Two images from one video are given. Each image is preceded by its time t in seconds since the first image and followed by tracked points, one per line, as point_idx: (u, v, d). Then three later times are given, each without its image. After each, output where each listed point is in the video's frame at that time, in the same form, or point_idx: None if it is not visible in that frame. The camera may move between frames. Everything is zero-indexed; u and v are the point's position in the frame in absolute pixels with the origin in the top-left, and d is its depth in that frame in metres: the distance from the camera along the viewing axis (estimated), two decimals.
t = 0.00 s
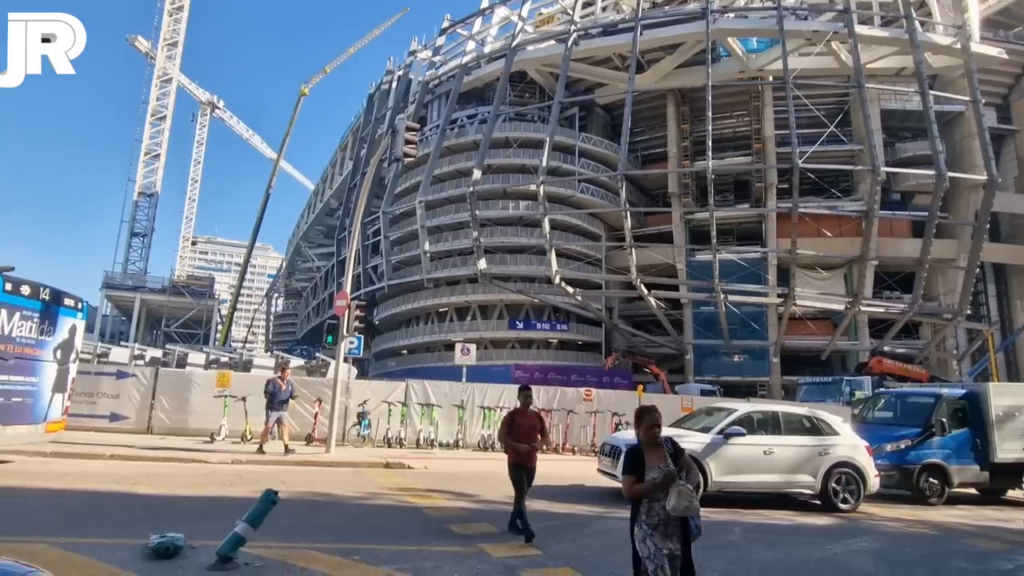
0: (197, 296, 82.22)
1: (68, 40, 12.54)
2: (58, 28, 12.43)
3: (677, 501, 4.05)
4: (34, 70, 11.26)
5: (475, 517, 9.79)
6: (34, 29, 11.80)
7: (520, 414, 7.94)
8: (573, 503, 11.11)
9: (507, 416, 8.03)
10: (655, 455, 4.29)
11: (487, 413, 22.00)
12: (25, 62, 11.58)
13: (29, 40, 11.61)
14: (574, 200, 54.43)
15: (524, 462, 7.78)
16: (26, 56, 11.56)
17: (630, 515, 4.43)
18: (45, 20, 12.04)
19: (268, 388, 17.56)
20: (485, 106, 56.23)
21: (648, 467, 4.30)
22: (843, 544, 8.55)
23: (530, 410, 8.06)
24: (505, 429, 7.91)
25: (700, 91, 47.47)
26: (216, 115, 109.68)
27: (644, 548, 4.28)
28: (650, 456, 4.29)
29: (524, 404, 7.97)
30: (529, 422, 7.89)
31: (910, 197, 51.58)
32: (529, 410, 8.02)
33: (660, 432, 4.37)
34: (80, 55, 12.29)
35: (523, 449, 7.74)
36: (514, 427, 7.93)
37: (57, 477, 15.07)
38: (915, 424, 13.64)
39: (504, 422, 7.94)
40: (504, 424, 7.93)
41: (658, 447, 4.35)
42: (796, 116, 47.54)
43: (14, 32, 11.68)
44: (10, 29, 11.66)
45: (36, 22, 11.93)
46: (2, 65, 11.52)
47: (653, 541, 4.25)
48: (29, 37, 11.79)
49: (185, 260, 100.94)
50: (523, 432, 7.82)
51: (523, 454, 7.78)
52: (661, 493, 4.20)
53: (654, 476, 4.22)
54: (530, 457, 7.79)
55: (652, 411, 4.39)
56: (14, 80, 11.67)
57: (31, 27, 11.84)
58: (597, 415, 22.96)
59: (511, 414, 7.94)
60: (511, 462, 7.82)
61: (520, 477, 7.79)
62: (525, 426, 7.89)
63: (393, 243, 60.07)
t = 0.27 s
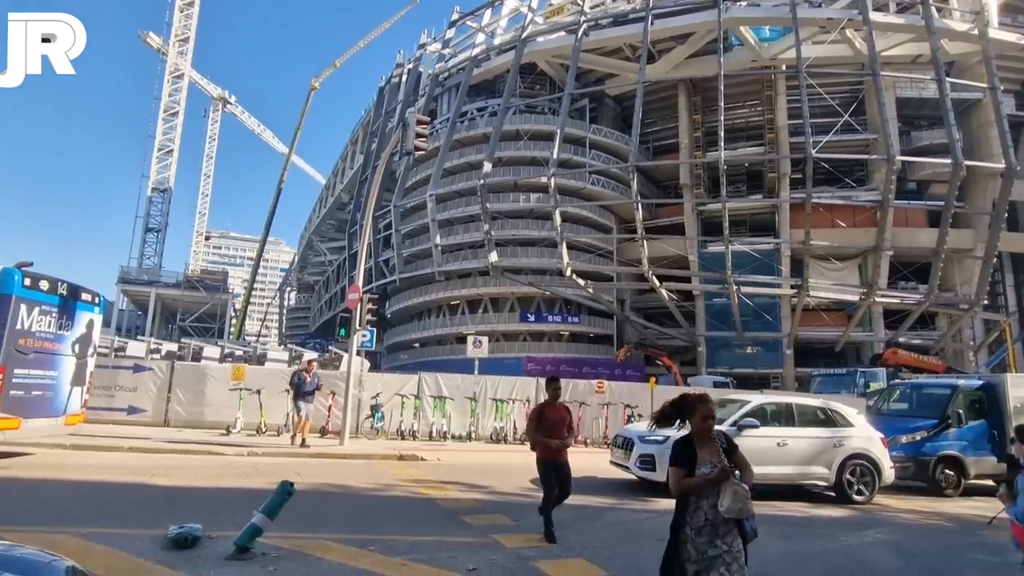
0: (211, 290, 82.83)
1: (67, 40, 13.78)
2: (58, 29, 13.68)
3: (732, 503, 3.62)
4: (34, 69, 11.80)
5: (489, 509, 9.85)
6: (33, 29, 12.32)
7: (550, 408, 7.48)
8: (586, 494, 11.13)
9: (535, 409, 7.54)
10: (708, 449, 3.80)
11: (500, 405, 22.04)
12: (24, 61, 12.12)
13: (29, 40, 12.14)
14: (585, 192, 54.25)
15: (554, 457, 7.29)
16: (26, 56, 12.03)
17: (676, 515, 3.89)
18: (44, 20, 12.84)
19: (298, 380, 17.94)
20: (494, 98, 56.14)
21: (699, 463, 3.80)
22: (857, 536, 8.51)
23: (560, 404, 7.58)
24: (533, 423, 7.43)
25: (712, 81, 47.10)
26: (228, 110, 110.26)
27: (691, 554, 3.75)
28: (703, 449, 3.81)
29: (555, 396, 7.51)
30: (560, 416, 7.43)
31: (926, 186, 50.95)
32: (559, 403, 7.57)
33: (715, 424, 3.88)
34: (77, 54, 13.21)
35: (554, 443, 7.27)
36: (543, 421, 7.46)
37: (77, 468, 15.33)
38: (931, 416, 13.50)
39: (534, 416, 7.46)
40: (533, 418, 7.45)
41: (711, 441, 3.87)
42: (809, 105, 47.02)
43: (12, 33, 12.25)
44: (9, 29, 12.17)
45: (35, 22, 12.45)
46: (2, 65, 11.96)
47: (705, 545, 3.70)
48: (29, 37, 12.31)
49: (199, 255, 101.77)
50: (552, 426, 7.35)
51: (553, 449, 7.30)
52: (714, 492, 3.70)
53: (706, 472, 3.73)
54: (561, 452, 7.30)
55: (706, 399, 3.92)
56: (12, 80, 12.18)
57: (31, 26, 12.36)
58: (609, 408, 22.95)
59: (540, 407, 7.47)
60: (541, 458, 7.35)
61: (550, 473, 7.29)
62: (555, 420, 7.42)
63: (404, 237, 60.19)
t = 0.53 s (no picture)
0: (226, 286, 83.45)
1: (69, 40, 12.66)
2: (59, 29, 12.64)
3: (800, 522, 3.38)
4: (33, 69, 11.50)
5: (503, 502, 9.90)
6: (33, 29, 11.96)
7: (585, 405, 7.34)
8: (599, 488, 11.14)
9: (569, 407, 7.37)
10: (773, 461, 3.64)
11: (513, 399, 22.06)
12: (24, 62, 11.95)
13: (28, 40, 11.81)
14: (597, 186, 54.08)
15: (589, 456, 7.16)
16: (26, 57, 11.77)
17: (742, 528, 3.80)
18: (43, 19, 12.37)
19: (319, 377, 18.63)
20: (506, 93, 55.97)
21: (763, 475, 3.64)
22: (871, 531, 8.47)
23: (593, 402, 7.41)
24: (567, 420, 7.27)
25: (725, 73, 46.68)
26: (241, 107, 110.86)
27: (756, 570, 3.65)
28: (767, 462, 3.64)
29: (589, 393, 7.37)
30: (594, 413, 7.29)
31: (944, 177, 50.25)
32: (593, 401, 7.43)
33: (780, 433, 3.68)
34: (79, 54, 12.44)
35: (590, 442, 7.14)
36: (576, 419, 7.30)
37: (97, 462, 15.57)
38: (949, 410, 13.34)
39: (567, 413, 7.31)
40: (567, 415, 7.29)
41: (776, 450, 3.69)
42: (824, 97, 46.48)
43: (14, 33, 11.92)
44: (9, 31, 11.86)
45: (36, 22, 12.17)
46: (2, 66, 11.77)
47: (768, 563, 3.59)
48: (30, 37, 12.00)
49: (214, 251, 102.63)
50: (587, 424, 7.22)
51: (588, 447, 7.17)
52: (780, 506, 3.55)
53: (771, 487, 3.57)
54: (596, 450, 7.18)
55: (770, 406, 3.71)
56: (14, 81, 11.91)
57: (31, 26, 12.03)
58: (622, 402, 22.93)
59: (575, 405, 7.32)
60: (572, 457, 7.20)
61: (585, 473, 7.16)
62: (589, 419, 7.27)
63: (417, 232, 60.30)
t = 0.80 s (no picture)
0: (240, 286, 84.06)
1: (68, 40, 12.94)
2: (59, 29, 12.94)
3: (882, 545, 2.90)
4: (33, 69, 11.80)
5: (517, 500, 9.90)
6: (33, 29, 12.24)
7: (620, 403, 6.98)
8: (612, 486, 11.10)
9: (601, 405, 7.01)
10: (843, 478, 3.14)
11: (525, 397, 22.05)
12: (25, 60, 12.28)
13: (29, 41, 12.10)
14: (609, 183, 53.92)
15: (624, 456, 6.74)
16: (26, 57, 12.08)
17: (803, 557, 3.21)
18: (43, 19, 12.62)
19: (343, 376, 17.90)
20: (517, 90, 55.97)
21: (833, 494, 3.11)
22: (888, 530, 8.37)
23: (630, 400, 7.08)
24: (600, 418, 6.91)
25: (738, 68, 46.33)
26: (254, 108, 111.57)
27: None
28: (834, 478, 3.14)
29: (626, 391, 7.02)
30: (630, 411, 6.92)
31: (962, 172, 49.59)
32: (630, 399, 7.06)
33: (846, 444, 3.22)
34: (78, 52, 12.71)
35: (625, 441, 6.73)
36: (612, 417, 6.93)
37: (116, 459, 15.78)
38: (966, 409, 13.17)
39: (601, 411, 6.96)
40: (601, 413, 6.94)
41: (845, 464, 3.21)
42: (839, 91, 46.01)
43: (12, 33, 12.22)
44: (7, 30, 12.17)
45: (36, 22, 12.41)
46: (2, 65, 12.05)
47: None
48: (29, 36, 12.27)
49: (228, 251, 103.45)
50: (624, 422, 6.86)
51: (622, 447, 6.76)
52: (855, 532, 3.00)
53: (841, 508, 3.06)
54: (632, 451, 6.77)
55: (835, 413, 3.25)
56: (13, 79, 12.22)
57: (31, 26, 12.30)
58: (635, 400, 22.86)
59: (609, 402, 6.97)
60: (610, 457, 6.77)
61: (619, 475, 6.73)
62: (625, 418, 6.90)
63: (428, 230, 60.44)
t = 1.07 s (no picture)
0: (255, 286, 84.71)
1: (68, 40, 13.18)
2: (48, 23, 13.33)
3: None
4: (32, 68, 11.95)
5: (530, 501, 9.87)
6: (32, 29, 12.39)
7: (654, 412, 6.36)
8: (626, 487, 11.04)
9: (635, 416, 6.35)
10: (936, 493, 2.57)
11: (538, 398, 22.02)
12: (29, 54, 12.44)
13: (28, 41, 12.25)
14: (621, 182, 53.75)
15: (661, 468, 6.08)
16: (26, 56, 12.24)
17: None
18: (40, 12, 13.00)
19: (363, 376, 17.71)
20: (529, 90, 55.94)
21: (926, 515, 2.54)
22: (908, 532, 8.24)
23: (664, 410, 6.45)
24: (634, 428, 6.28)
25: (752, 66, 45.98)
26: (268, 110, 112.38)
27: None
28: (927, 495, 2.56)
29: (659, 400, 6.41)
30: (665, 420, 6.29)
31: (981, 168, 48.86)
32: (664, 409, 6.44)
33: (936, 452, 2.67)
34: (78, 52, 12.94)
35: (662, 451, 6.08)
36: (647, 429, 6.27)
37: (136, 459, 16.01)
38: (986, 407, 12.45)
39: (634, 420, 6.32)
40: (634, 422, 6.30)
41: (937, 478, 2.65)
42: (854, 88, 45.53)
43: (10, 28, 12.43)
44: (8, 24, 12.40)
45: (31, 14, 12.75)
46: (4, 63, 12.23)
47: None
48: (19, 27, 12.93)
49: (243, 252, 104.31)
50: (661, 434, 6.22)
51: (659, 458, 6.11)
52: (956, 561, 2.44)
53: (939, 532, 2.50)
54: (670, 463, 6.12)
55: (922, 420, 2.71)
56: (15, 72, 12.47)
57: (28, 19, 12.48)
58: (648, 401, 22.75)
59: (642, 411, 6.35)
60: (646, 470, 6.08)
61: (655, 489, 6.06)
62: (662, 429, 6.26)
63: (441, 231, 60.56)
